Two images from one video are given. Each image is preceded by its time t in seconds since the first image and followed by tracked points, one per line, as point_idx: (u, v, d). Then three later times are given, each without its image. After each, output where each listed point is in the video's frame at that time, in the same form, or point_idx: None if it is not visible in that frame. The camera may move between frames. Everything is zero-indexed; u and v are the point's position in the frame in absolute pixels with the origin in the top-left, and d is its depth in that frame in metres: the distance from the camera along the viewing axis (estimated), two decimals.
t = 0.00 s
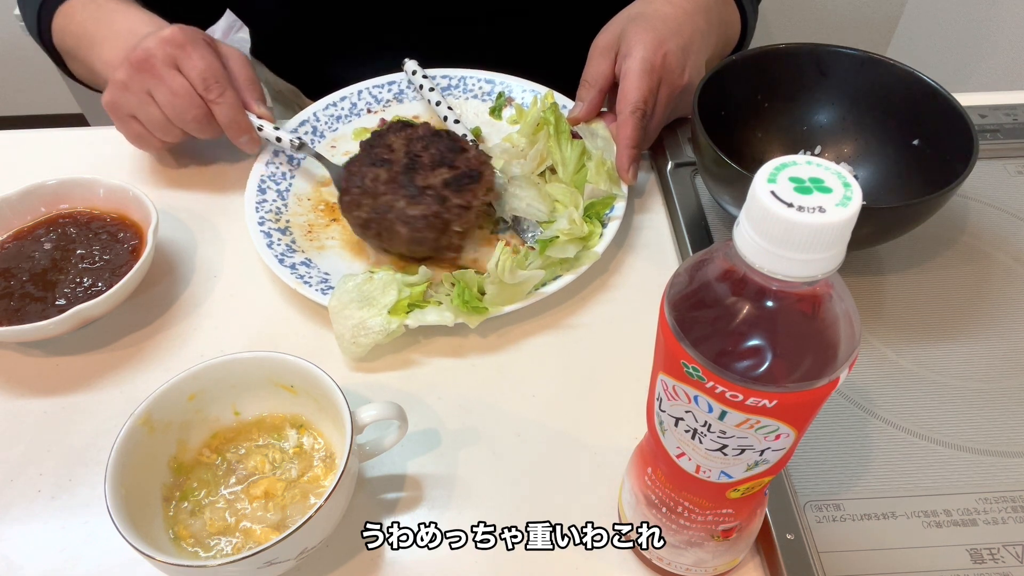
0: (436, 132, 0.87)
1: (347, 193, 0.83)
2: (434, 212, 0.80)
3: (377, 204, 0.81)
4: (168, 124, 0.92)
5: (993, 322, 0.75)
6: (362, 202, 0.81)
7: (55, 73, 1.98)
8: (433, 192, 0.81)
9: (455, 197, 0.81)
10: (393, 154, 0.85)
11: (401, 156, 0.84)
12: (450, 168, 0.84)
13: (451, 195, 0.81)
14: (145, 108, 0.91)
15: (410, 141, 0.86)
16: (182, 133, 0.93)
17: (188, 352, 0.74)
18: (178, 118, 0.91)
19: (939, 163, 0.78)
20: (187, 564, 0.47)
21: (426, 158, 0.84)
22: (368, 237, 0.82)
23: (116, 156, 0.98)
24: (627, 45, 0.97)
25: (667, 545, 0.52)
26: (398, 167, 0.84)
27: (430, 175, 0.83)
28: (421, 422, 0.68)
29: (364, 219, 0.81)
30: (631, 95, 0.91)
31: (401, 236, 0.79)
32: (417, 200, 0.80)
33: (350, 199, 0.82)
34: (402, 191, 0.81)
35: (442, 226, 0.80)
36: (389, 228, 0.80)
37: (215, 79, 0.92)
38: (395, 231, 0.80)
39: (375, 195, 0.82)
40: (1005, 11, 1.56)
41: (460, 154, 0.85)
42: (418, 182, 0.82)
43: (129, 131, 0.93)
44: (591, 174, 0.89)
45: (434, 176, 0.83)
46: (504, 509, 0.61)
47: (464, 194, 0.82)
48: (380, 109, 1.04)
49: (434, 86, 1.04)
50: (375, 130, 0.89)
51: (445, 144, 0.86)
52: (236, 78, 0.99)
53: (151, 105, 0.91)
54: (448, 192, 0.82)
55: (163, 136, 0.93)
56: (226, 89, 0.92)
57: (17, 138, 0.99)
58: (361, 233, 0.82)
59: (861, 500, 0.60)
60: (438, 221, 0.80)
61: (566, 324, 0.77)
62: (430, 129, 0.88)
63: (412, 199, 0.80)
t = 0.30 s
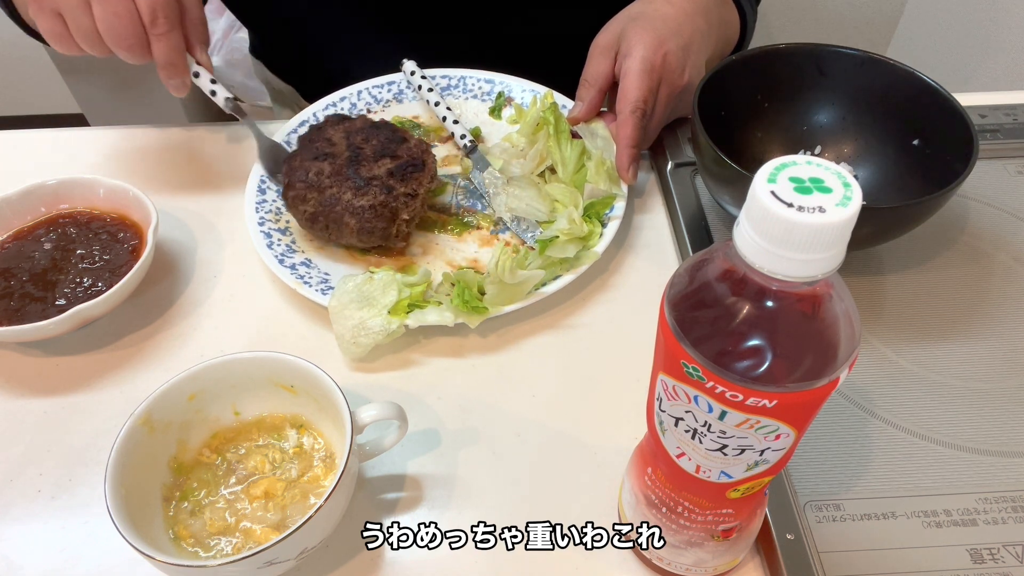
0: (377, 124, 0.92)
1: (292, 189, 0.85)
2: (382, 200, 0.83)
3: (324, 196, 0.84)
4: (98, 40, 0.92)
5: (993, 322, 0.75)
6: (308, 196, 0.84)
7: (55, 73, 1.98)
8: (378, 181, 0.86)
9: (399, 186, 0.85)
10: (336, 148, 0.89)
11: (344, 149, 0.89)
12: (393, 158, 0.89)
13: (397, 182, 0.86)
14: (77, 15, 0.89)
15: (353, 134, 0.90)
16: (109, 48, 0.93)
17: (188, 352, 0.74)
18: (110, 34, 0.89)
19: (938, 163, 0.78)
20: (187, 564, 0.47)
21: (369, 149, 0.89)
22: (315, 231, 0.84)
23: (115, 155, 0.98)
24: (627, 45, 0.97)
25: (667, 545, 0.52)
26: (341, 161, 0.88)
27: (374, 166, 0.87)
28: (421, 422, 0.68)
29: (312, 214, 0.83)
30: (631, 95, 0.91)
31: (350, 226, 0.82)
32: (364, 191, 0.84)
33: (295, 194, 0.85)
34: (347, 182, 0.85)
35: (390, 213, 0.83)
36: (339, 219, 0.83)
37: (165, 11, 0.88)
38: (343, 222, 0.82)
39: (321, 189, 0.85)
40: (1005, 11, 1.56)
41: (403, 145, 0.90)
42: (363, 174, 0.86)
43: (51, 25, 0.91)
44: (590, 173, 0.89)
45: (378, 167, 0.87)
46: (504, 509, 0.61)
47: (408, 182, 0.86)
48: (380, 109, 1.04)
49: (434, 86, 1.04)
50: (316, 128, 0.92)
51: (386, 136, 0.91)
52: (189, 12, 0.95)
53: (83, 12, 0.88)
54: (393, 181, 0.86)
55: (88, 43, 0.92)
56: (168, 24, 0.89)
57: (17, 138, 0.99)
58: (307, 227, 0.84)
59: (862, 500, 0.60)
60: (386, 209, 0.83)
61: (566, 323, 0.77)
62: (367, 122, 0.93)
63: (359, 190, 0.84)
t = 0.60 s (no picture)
0: (392, 126, 0.93)
1: (298, 183, 0.87)
2: (379, 202, 0.83)
3: (326, 193, 0.85)
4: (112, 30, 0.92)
5: (993, 322, 0.75)
6: (311, 191, 0.85)
7: (56, 73, 1.98)
8: (380, 182, 0.87)
9: (400, 190, 0.86)
10: (348, 147, 0.91)
11: (356, 148, 0.90)
12: (401, 161, 0.89)
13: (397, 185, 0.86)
14: (93, 10, 0.88)
15: (366, 134, 0.92)
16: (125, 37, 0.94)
17: (188, 352, 0.74)
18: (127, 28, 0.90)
19: (938, 163, 0.78)
20: (186, 564, 0.47)
21: (379, 150, 0.90)
22: (314, 226, 0.85)
23: (115, 155, 0.98)
24: (627, 45, 0.97)
25: (667, 545, 0.52)
26: (349, 159, 0.89)
27: (379, 168, 0.89)
28: (421, 422, 0.68)
29: (312, 208, 0.84)
30: (631, 95, 0.91)
31: (345, 224, 0.82)
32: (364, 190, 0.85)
33: (300, 188, 0.86)
34: (350, 181, 0.86)
35: (385, 216, 0.83)
36: (335, 216, 0.83)
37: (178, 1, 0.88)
38: (339, 219, 0.83)
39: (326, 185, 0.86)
40: (1005, 11, 1.56)
41: (414, 149, 0.91)
42: (366, 175, 0.87)
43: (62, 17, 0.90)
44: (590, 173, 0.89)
45: (383, 169, 0.88)
46: (504, 509, 0.61)
47: (410, 187, 0.86)
48: (380, 109, 1.04)
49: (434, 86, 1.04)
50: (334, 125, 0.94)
51: (398, 139, 0.91)
52: None
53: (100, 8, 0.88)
54: (394, 184, 0.86)
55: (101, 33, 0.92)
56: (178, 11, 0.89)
57: (17, 138, 0.99)
58: (308, 222, 0.85)
59: (862, 500, 0.60)
60: (382, 211, 0.83)
61: (564, 322, 0.77)
62: (384, 123, 0.94)
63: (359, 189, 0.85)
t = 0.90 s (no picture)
0: (392, 126, 0.93)
1: (300, 186, 0.86)
2: (382, 200, 0.83)
3: (328, 194, 0.85)
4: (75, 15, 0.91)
5: (992, 322, 0.75)
6: (313, 193, 0.85)
7: (56, 73, 1.98)
8: (381, 181, 0.87)
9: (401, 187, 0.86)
10: (347, 149, 0.90)
11: (355, 150, 0.90)
12: (402, 159, 0.89)
13: (399, 184, 0.86)
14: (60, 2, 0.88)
15: (366, 136, 0.91)
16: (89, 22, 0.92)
17: (188, 352, 0.74)
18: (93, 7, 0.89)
19: (938, 163, 0.78)
20: (187, 564, 0.47)
21: (379, 150, 0.90)
22: (318, 227, 0.85)
23: (115, 155, 0.98)
24: (627, 45, 0.97)
25: (667, 545, 0.52)
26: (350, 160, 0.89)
27: (379, 167, 0.88)
28: (421, 422, 0.68)
29: (314, 210, 0.84)
30: (631, 95, 0.91)
31: (349, 224, 0.82)
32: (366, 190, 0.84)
33: (301, 191, 0.86)
34: (351, 181, 0.86)
35: (389, 214, 0.83)
36: (339, 216, 0.83)
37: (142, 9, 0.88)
38: (343, 219, 0.83)
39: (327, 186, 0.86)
40: (1005, 11, 1.56)
41: (416, 147, 0.91)
42: (367, 174, 0.87)
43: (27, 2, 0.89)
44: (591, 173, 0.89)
45: (384, 168, 0.88)
46: (504, 509, 0.61)
47: (411, 184, 0.86)
48: (380, 109, 1.04)
49: (434, 86, 1.04)
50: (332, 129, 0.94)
51: (398, 138, 0.91)
52: None
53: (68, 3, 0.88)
54: (395, 182, 0.87)
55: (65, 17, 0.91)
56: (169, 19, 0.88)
57: (17, 138, 0.99)
58: (311, 224, 0.85)
59: (862, 500, 0.60)
60: (386, 209, 0.83)
61: (564, 322, 0.77)
62: (384, 123, 0.94)
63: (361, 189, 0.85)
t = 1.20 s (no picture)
0: (453, 134, 0.92)
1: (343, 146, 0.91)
2: (377, 194, 0.85)
3: (348, 166, 0.89)
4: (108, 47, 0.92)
5: (992, 322, 0.75)
6: (342, 157, 0.90)
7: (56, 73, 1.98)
8: (395, 179, 0.87)
9: (404, 190, 0.86)
10: (400, 135, 0.91)
11: (405, 140, 0.91)
12: (429, 166, 0.89)
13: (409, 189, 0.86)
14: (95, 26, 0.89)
15: (424, 132, 0.91)
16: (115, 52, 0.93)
17: (188, 352, 0.74)
18: (86, 9, 0.88)
19: (939, 163, 0.78)
20: (187, 564, 0.47)
21: (420, 149, 0.90)
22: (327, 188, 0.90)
23: (115, 155, 0.98)
24: (627, 46, 0.97)
25: (667, 545, 0.52)
26: (390, 145, 0.90)
27: (406, 165, 0.89)
28: (421, 422, 0.68)
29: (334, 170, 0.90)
30: (631, 96, 0.91)
31: (344, 199, 0.86)
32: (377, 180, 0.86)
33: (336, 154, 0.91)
34: (373, 165, 0.88)
35: (377, 211, 0.84)
36: (342, 189, 0.87)
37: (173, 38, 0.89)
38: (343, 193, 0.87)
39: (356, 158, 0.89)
40: (1004, 11, 1.56)
41: (453, 159, 0.89)
42: (387, 166, 0.88)
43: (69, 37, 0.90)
44: (592, 175, 0.89)
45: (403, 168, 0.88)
46: (505, 510, 0.61)
47: (417, 193, 0.86)
48: (381, 110, 1.04)
49: (434, 87, 1.04)
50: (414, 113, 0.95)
51: (446, 148, 0.90)
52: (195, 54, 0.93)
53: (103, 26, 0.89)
54: (404, 185, 0.86)
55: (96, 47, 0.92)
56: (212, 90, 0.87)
57: (17, 138, 0.99)
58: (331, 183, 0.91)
59: (862, 500, 0.60)
60: (375, 204, 0.85)
61: (564, 323, 0.78)
62: (455, 127, 0.93)
63: (375, 178, 0.87)
